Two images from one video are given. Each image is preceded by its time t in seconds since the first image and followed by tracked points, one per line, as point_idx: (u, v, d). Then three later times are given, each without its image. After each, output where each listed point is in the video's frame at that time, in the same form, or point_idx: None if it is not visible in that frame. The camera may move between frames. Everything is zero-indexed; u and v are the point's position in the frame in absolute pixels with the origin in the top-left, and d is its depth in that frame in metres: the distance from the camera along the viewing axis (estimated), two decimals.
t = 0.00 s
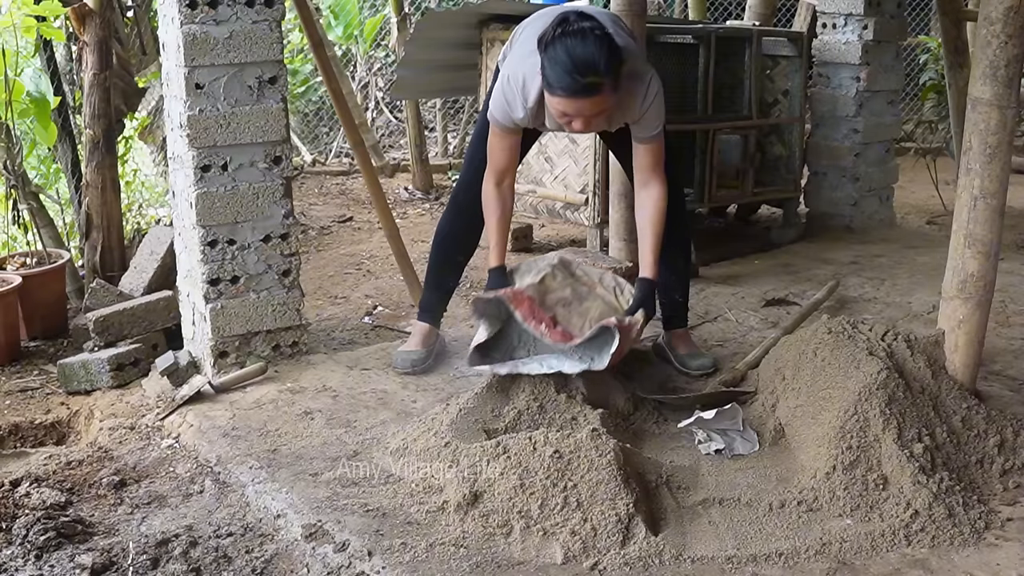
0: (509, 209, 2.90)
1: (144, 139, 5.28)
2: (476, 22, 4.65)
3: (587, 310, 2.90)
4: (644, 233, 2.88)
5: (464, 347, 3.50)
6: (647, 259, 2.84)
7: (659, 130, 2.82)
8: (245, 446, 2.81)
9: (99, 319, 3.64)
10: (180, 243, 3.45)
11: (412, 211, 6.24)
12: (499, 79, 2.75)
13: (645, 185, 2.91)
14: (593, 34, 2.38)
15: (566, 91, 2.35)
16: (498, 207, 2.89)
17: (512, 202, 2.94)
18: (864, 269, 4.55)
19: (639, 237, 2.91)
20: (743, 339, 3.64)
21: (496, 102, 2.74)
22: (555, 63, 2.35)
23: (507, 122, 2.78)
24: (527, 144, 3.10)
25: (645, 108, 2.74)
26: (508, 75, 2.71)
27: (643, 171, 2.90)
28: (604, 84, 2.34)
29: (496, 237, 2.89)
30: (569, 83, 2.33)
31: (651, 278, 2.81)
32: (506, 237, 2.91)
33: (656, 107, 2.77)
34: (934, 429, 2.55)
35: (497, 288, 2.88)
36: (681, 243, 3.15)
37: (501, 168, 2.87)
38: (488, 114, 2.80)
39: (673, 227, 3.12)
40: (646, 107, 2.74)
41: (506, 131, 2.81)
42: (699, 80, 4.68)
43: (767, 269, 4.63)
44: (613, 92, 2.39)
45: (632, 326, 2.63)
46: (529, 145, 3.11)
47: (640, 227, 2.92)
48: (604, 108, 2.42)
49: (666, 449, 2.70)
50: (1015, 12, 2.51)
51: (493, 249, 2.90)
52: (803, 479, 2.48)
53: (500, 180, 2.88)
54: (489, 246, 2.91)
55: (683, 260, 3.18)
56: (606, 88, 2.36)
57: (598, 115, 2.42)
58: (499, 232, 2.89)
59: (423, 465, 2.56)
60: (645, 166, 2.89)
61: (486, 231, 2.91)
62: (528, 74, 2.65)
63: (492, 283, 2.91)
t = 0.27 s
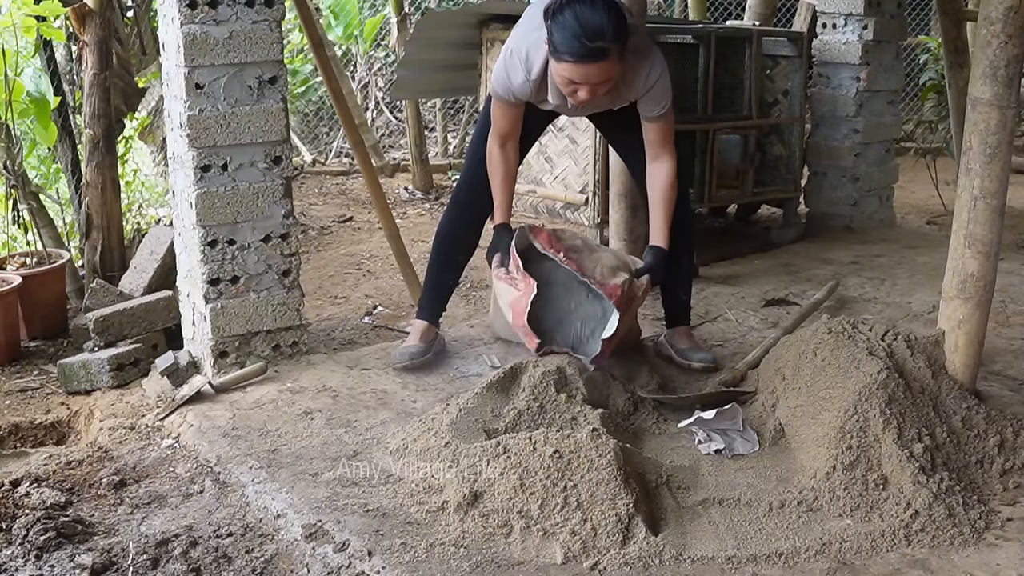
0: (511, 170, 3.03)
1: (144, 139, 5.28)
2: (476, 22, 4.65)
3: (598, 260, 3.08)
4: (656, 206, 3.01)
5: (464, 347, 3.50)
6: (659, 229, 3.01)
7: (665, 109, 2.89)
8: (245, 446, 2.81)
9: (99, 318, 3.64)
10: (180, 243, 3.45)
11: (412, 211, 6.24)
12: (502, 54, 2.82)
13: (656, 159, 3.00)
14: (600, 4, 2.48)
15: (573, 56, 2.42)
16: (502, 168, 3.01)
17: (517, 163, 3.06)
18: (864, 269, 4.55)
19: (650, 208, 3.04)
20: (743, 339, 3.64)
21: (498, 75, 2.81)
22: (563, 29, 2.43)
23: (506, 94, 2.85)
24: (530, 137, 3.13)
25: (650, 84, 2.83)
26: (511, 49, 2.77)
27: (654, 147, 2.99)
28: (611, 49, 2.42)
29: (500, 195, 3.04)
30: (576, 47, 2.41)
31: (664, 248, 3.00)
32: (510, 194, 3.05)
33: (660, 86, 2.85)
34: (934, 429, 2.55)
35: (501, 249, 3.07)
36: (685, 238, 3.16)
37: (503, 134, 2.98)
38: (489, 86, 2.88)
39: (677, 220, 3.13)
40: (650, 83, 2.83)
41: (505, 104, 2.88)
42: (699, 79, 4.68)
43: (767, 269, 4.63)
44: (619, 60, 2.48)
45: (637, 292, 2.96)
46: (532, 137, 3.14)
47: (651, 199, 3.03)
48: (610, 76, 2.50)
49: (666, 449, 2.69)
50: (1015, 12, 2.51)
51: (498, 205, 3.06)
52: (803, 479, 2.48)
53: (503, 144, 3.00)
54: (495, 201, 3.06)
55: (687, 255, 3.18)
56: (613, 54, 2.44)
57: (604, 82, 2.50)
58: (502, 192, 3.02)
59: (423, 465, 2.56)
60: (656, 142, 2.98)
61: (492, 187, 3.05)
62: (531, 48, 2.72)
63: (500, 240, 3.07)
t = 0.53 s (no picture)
0: (510, 170, 3.02)
1: (144, 139, 5.28)
2: (476, 22, 4.64)
3: (586, 272, 3.07)
4: (641, 196, 3.03)
5: (464, 347, 3.50)
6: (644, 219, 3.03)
7: (659, 104, 2.90)
8: (246, 446, 2.81)
9: (99, 318, 3.64)
10: (179, 243, 3.45)
11: (412, 211, 6.24)
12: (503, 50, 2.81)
13: (643, 150, 3.01)
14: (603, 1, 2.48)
15: (572, 50, 2.42)
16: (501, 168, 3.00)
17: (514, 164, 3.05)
18: (864, 269, 4.55)
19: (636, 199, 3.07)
20: (743, 339, 3.64)
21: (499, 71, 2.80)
22: (564, 24, 2.43)
23: (506, 90, 2.84)
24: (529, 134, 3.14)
25: (650, 82, 2.82)
26: (512, 45, 2.76)
27: (642, 139, 3.00)
28: (611, 44, 2.42)
29: (498, 197, 3.03)
30: (576, 42, 2.41)
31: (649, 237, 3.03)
32: (507, 195, 3.05)
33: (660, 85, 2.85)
34: (934, 429, 2.55)
35: (501, 253, 3.13)
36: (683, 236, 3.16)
37: (501, 133, 2.97)
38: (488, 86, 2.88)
39: (674, 218, 3.13)
40: (649, 82, 2.82)
41: (506, 101, 2.88)
42: (699, 79, 4.68)
43: (767, 269, 4.62)
44: (618, 56, 2.47)
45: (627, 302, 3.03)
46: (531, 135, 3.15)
47: (637, 188, 3.05)
48: (610, 71, 2.50)
49: (666, 449, 2.69)
50: (1015, 11, 2.51)
51: (495, 208, 3.06)
52: (803, 479, 2.48)
53: (501, 143, 2.99)
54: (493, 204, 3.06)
55: (685, 253, 3.18)
56: (613, 49, 2.44)
57: (603, 78, 2.50)
58: (502, 194, 3.02)
59: (423, 465, 2.56)
60: (643, 134, 2.99)
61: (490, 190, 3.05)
62: (531, 44, 2.71)
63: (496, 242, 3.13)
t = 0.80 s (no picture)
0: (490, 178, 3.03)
1: (144, 139, 5.28)
2: (476, 22, 4.64)
3: (587, 280, 3.04)
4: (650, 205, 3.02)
5: (464, 347, 3.50)
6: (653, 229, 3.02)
7: (659, 109, 2.89)
8: (246, 446, 2.81)
9: (99, 318, 3.64)
10: (179, 243, 3.45)
11: (412, 211, 6.24)
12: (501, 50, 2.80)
13: (649, 158, 3.00)
14: (600, 9, 2.47)
15: (570, 61, 2.42)
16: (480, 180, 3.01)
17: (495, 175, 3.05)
18: (864, 269, 4.55)
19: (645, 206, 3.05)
20: (743, 339, 3.64)
21: (496, 71, 2.79)
22: (561, 34, 2.43)
23: (503, 90, 2.83)
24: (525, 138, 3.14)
25: (646, 87, 2.82)
26: (509, 45, 2.75)
27: (648, 148, 3.00)
28: (607, 56, 2.42)
29: (477, 209, 3.04)
30: (573, 53, 2.41)
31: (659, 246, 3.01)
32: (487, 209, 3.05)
33: (660, 89, 2.84)
34: (934, 429, 2.55)
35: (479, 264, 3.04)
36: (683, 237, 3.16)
37: (487, 143, 2.98)
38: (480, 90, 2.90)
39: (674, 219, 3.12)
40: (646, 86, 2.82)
41: (498, 105, 2.88)
42: (699, 79, 4.68)
43: (767, 269, 4.62)
44: (616, 65, 2.47)
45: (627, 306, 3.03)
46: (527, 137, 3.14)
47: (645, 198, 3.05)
48: (607, 81, 2.50)
49: (666, 449, 2.69)
50: (1015, 11, 2.50)
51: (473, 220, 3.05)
52: (803, 479, 2.48)
53: (486, 151, 3.00)
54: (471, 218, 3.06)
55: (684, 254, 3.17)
56: (610, 60, 2.43)
57: (601, 88, 2.50)
58: (480, 206, 3.02)
59: (423, 465, 2.56)
60: (648, 143, 2.99)
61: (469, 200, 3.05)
62: (530, 46, 2.70)
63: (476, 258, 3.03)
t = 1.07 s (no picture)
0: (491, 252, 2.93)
1: (144, 139, 5.28)
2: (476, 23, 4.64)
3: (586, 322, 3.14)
4: (659, 258, 2.92)
5: (464, 347, 3.50)
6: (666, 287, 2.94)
7: (659, 139, 2.79)
8: (246, 446, 2.81)
9: (99, 318, 3.64)
10: (180, 243, 3.45)
11: (412, 211, 6.24)
12: (499, 87, 2.70)
13: (653, 204, 2.90)
14: (591, 48, 2.35)
15: (561, 106, 2.34)
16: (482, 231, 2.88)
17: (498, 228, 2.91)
18: (864, 269, 4.55)
19: (653, 259, 2.95)
20: (743, 339, 3.64)
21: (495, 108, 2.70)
22: (551, 78, 2.34)
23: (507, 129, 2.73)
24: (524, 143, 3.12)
25: (642, 119, 2.71)
26: (507, 83, 2.65)
27: (651, 188, 2.89)
28: (598, 101, 2.34)
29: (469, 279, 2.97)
30: (563, 97, 2.33)
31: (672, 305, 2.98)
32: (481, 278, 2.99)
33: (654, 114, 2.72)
34: (934, 429, 2.55)
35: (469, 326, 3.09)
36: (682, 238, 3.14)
37: (493, 216, 2.86)
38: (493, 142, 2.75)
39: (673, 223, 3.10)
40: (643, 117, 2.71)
41: (505, 160, 2.77)
42: (700, 79, 4.68)
43: (767, 269, 4.62)
44: (608, 106, 2.40)
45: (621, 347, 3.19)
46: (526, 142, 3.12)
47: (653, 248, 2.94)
48: (600, 120, 2.43)
49: (666, 449, 2.69)
50: (1015, 11, 2.50)
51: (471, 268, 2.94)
52: (803, 479, 2.48)
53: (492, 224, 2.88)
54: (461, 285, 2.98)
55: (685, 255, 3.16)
56: (601, 104, 2.36)
57: (593, 127, 2.43)
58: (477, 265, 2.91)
59: (423, 465, 2.56)
60: (652, 184, 2.88)
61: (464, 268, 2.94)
62: (527, 83, 2.60)
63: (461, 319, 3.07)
